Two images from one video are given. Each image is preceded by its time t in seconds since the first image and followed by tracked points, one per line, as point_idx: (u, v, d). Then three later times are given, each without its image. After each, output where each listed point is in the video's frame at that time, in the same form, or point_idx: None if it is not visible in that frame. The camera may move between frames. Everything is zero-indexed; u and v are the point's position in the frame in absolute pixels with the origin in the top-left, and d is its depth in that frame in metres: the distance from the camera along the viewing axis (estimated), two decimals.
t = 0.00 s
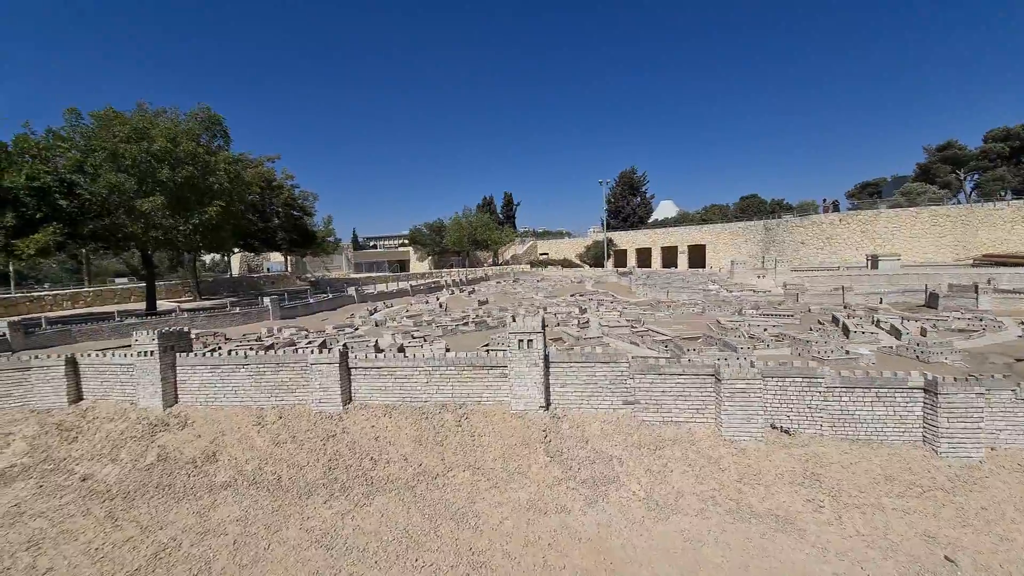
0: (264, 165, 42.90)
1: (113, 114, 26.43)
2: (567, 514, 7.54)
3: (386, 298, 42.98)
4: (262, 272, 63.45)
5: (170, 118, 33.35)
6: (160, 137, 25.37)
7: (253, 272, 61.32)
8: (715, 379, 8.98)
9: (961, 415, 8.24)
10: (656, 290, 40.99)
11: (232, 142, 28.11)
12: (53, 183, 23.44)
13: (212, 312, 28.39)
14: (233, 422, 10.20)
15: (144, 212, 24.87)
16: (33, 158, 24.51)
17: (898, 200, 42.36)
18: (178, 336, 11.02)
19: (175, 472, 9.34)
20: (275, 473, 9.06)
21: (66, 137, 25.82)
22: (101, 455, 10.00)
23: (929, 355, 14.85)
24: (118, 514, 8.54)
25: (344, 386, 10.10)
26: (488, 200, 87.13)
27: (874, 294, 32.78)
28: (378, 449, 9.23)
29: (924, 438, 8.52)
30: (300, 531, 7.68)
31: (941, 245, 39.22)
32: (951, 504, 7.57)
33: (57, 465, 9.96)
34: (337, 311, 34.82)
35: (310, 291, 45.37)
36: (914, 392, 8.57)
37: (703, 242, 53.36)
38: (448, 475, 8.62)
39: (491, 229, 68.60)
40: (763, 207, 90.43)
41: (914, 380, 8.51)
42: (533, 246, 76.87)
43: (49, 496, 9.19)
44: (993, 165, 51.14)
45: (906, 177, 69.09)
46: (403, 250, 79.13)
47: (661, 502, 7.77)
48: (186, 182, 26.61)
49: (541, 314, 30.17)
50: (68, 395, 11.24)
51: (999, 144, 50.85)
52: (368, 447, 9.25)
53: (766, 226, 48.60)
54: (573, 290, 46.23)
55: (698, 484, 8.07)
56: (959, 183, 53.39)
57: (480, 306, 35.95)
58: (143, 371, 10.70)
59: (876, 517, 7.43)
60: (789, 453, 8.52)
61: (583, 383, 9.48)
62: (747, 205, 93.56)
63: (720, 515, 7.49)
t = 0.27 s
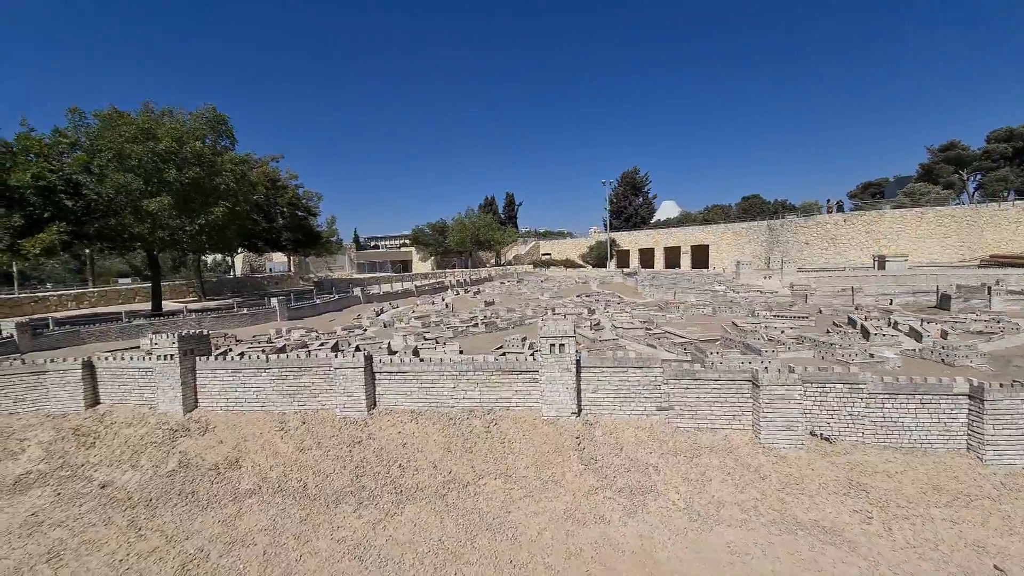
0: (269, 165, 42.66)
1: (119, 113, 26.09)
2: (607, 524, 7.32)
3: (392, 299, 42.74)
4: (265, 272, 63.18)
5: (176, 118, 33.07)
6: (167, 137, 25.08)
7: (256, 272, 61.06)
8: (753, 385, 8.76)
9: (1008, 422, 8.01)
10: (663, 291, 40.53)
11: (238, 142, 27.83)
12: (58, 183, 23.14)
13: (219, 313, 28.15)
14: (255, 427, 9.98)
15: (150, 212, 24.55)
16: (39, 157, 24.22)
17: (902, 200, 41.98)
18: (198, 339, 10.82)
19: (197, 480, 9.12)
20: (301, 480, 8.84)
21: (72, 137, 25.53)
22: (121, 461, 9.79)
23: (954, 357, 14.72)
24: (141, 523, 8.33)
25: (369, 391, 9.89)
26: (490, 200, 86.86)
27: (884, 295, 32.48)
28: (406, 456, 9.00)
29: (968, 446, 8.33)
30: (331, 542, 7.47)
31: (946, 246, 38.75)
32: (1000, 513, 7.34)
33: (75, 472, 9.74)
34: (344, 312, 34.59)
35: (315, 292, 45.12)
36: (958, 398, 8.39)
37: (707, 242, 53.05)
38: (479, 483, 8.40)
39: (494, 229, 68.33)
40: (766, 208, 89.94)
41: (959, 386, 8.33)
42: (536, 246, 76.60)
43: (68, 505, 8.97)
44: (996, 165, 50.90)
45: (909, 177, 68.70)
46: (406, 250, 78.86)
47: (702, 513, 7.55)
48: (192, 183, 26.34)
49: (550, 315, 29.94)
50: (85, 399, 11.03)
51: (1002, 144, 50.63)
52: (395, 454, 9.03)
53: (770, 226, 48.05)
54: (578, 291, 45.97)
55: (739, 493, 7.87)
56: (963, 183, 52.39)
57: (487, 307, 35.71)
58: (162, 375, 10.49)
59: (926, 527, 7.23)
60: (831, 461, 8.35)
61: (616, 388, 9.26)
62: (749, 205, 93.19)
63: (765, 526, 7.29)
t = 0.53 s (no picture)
0: (276, 164, 42.54)
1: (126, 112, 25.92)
2: (650, 527, 7.18)
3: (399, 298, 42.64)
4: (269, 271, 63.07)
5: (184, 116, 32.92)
6: (175, 135, 24.88)
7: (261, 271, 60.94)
8: (792, 384, 8.64)
9: None
10: (670, 291, 40.00)
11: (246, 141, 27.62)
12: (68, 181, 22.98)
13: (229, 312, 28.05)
14: (282, 427, 9.86)
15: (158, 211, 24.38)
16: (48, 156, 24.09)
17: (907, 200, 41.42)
18: (223, 337, 10.73)
19: (225, 480, 9.00)
20: (331, 480, 8.71)
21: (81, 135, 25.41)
22: (146, 461, 9.68)
23: (979, 357, 14.62)
24: (171, 523, 8.21)
25: (397, 390, 9.77)
26: (493, 199, 86.56)
27: (894, 295, 32.16)
28: (438, 456, 8.85)
29: (1011, 445, 8.26)
30: (367, 543, 7.35)
31: (953, 245, 38.24)
32: None
33: (100, 472, 9.63)
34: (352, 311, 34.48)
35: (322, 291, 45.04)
36: (1001, 398, 8.30)
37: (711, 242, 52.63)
38: (514, 483, 8.26)
39: (498, 229, 68.05)
40: (769, 208, 89.27)
41: (1003, 386, 8.23)
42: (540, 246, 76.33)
43: (95, 505, 8.85)
44: (1001, 164, 50.52)
45: (914, 177, 68.09)
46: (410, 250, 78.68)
47: (747, 515, 7.41)
48: (200, 182, 26.14)
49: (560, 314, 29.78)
50: (108, 398, 10.95)
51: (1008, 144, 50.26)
52: (426, 453, 8.90)
53: (775, 226, 47.31)
54: (585, 290, 45.73)
55: (782, 495, 7.76)
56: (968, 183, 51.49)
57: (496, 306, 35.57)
58: (187, 374, 10.40)
59: (975, 528, 7.11)
60: (875, 462, 8.27)
61: (650, 387, 9.12)
62: (752, 205, 92.65)
63: (812, 529, 7.19)
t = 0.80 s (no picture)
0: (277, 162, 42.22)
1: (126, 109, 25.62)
2: (690, 528, 7.17)
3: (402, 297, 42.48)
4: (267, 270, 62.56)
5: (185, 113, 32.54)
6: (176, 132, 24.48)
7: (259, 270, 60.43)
8: (824, 386, 8.65)
9: None
10: (671, 293, 39.79)
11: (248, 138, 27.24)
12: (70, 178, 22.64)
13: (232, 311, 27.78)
14: (307, 427, 9.75)
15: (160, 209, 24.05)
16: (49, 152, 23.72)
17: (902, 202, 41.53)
18: (245, 337, 10.63)
19: (252, 481, 8.88)
20: (361, 481, 8.61)
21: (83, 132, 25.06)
22: (169, 462, 9.53)
23: (992, 359, 14.82)
24: (200, 525, 8.09)
25: (425, 391, 9.68)
26: (492, 199, 86.34)
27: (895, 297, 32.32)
28: (469, 457, 8.77)
29: None
30: (405, 545, 7.29)
31: (950, 248, 38.43)
32: None
33: (121, 473, 9.47)
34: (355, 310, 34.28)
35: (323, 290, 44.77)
36: None
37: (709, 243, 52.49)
38: (548, 484, 8.21)
39: (497, 229, 67.82)
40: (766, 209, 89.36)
41: None
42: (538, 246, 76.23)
43: (118, 507, 8.70)
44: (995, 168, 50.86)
45: (908, 181, 68.52)
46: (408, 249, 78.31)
47: (785, 517, 7.43)
48: (201, 179, 25.74)
49: (565, 315, 29.74)
50: (126, 397, 10.79)
51: (1002, 147, 50.55)
52: (457, 454, 8.82)
53: (773, 228, 47.12)
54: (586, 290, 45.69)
55: (817, 497, 7.78)
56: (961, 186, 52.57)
57: (500, 306, 35.49)
58: (210, 374, 10.27)
59: (1009, 528, 7.22)
60: (908, 464, 8.29)
61: (681, 388, 9.09)
62: (748, 206, 92.97)
63: (851, 531, 7.21)
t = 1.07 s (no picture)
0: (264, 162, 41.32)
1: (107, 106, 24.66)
2: (712, 538, 7.13)
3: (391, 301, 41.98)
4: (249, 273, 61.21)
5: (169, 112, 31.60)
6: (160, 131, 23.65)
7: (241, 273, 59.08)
8: (837, 393, 8.72)
9: None
10: (660, 297, 39.84)
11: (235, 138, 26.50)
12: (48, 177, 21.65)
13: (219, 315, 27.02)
14: (312, 437, 9.45)
15: (142, 210, 23.21)
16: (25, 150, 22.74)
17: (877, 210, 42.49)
18: (247, 344, 10.29)
19: (256, 495, 8.56)
20: (371, 493, 8.37)
21: (61, 129, 24.10)
22: (167, 475, 9.14)
23: (981, 364, 15.21)
24: (204, 542, 7.76)
25: (435, 400, 9.48)
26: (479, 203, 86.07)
27: (877, 302, 32.95)
28: (483, 466, 8.60)
29: None
30: (422, 560, 7.12)
31: (925, 254, 39.69)
32: None
33: (115, 487, 9.04)
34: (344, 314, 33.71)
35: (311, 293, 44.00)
36: None
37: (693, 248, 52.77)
38: (564, 494, 8.09)
39: (484, 232, 67.56)
40: (748, 215, 90.69)
41: None
42: (525, 250, 76.17)
43: (113, 524, 8.28)
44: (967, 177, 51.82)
45: (884, 189, 70.43)
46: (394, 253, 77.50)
47: (803, 525, 7.45)
48: (186, 180, 24.92)
49: (557, 320, 29.68)
50: (119, 407, 10.34)
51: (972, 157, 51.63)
52: (470, 463, 8.64)
53: (756, 234, 47.74)
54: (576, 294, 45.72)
55: (833, 504, 7.82)
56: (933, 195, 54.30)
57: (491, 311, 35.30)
58: (209, 382, 9.91)
59: (1019, 532, 7.36)
60: (919, 469, 8.39)
61: (695, 396, 9.07)
62: (731, 212, 94.34)
63: (868, 538, 7.27)
